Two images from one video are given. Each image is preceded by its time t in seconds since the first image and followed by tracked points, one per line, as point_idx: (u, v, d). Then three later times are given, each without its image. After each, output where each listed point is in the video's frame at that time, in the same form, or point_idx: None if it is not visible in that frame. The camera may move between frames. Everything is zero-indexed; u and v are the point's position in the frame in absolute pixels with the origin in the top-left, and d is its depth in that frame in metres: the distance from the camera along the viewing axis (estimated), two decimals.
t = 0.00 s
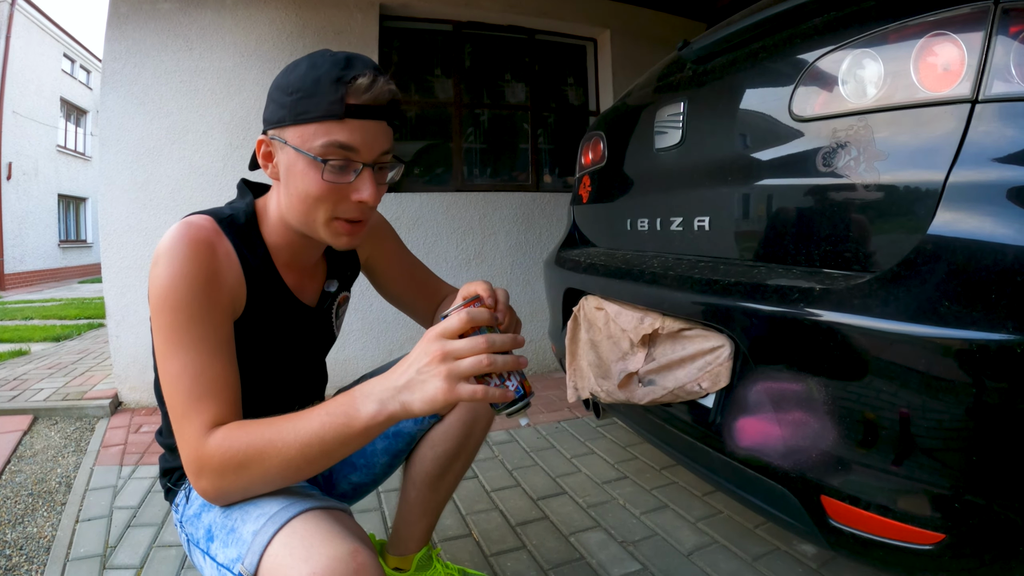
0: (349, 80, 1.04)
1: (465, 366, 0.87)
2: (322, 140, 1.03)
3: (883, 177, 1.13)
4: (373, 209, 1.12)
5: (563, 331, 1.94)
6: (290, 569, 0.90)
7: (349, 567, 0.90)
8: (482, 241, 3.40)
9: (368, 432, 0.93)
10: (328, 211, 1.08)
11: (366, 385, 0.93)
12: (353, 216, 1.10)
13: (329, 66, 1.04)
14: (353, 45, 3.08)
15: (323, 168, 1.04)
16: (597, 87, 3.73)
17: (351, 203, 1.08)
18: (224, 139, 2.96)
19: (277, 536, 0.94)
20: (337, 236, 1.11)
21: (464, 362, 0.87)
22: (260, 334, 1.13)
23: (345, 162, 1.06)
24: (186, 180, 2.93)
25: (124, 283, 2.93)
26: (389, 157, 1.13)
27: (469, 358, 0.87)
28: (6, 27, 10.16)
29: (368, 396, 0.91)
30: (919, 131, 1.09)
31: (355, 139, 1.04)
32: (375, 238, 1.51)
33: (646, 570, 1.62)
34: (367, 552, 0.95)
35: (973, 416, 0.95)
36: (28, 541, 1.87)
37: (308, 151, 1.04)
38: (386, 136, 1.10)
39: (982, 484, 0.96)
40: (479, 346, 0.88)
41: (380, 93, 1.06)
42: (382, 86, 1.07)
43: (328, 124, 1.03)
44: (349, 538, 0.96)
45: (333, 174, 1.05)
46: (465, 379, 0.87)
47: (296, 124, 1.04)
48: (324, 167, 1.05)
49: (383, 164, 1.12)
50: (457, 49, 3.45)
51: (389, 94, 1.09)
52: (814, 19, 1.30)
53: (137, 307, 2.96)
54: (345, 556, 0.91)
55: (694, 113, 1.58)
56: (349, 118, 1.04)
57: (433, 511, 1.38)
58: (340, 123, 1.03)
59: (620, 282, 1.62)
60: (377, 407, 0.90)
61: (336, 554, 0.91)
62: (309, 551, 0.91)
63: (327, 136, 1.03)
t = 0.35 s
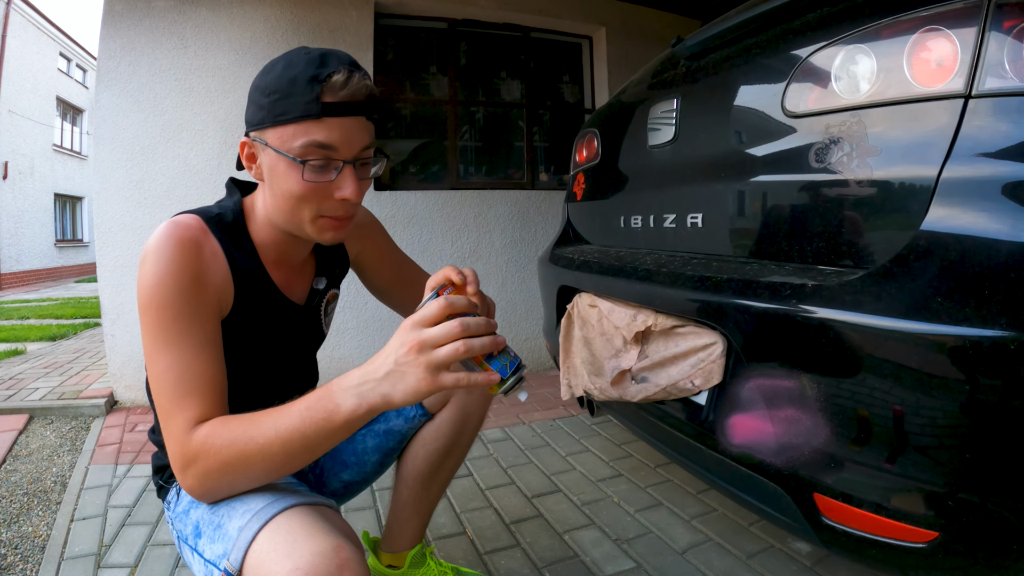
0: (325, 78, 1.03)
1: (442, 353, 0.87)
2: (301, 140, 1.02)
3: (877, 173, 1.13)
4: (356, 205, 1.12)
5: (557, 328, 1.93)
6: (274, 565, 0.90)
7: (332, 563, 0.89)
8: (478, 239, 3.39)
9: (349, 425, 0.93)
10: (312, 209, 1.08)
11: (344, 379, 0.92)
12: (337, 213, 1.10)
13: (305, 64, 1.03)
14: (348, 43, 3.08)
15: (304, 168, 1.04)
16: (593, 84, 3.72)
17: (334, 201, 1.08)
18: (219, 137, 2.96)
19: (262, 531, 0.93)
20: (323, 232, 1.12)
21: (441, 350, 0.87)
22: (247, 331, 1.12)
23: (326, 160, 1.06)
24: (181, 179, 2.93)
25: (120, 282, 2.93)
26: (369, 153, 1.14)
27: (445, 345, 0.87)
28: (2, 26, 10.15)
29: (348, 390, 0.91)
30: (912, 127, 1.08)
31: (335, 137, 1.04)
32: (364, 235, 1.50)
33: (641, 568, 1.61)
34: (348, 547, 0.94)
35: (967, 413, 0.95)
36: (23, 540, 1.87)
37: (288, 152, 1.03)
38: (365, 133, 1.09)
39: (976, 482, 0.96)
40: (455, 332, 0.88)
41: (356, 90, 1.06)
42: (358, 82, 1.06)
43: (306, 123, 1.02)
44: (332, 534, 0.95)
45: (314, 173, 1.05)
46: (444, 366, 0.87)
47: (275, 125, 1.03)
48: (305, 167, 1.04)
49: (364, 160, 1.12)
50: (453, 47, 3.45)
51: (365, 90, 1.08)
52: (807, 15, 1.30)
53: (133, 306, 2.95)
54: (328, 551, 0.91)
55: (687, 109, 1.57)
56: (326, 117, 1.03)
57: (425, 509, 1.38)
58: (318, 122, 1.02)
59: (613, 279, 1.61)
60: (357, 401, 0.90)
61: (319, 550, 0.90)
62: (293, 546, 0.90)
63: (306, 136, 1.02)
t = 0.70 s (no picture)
0: (303, 67, 1.02)
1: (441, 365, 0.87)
2: (278, 128, 1.02)
3: (873, 167, 1.13)
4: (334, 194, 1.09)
5: (555, 327, 1.93)
6: (268, 564, 0.89)
7: (325, 561, 0.89)
8: (475, 238, 3.39)
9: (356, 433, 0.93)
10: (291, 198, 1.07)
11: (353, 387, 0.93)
12: (315, 202, 1.09)
13: (285, 56, 1.03)
14: (344, 43, 3.08)
15: (281, 156, 1.04)
16: (589, 83, 3.72)
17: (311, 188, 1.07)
18: (216, 138, 2.95)
19: (255, 531, 0.93)
20: (301, 221, 1.10)
21: (438, 363, 0.87)
22: (241, 332, 1.12)
23: (304, 149, 1.05)
24: (178, 180, 2.93)
25: (117, 284, 2.93)
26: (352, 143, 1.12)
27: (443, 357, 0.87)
28: None
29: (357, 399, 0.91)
30: (908, 120, 1.08)
31: (311, 125, 1.03)
32: (357, 234, 1.50)
33: (640, 566, 1.61)
34: (341, 545, 0.94)
35: (966, 407, 0.94)
36: (21, 543, 1.87)
37: (266, 142, 1.04)
38: (345, 122, 1.08)
39: (976, 477, 0.95)
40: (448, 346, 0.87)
41: (334, 78, 1.04)
42: (336, 70, 1.05)
43: (285, 112, 1.02)
44: (325, 532, 0.95)
45: (292, 162, 1.05)
46: (443, 378, 0.87)
47: (254, 116, 1.04)
48: (282, 156, 1.04)
49: (345, 149, 1.11)
50: (449, 46, 3.44)
51: (345, 79, 1.06)
52: (802, 10, 1.30)
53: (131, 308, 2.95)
54: (321, 550, 0.90)
55: (683, 105, 1.57)
56: (304, 105, 1.03)
57: (423, 508, 1.38)
58: (295, 110, 1.02)
59: (610, 276, 1.61)
60: (350, 403, 0.90)
61: (312, 549, 0.90)
62: (286, 545, 0.90)
63: (283, 125, 1.02)
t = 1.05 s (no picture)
0: (300, 62, 1.09)
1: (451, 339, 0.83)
2: (269, 115, 1.09)
3: (877, 170, 1.13)
4: (318, 182, 1.08)
5: (559, 329, 1.94)
6: (292, 566, 0.89)
7: (348, 561, 0.90)
8: (478, 240, 3.40)
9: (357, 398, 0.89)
10: (276, 185, 1.09)
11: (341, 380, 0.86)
12: (299, 191, 1.08)
13: (290, 55, 1.12)
14: (347, 45, 3.08)
15: (271, 143, 1.09)
16: (592, 85, 3.73)
17: (292, 174, 1.07)
18: (220, 140, 2.96)
19: (278, 533, 0.93)
20: (285, 210, 1.08)
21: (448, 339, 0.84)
22: (253, 332, 1.12)
23: (292, 136, 1.08)
24: (182, 182, 2.94)
25: (121, 286, 2.93)
26: (347, 138, 1.12)
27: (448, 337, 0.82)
28: (3, 31, 10.18)
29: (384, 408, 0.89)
30: (913, 124, 1.08)
31: (297, 111, 1.07)
32: (366, 241, 1.51)
33: (644, 568, 1.61)
34: (366, 546, 0.95)
35: (971, 410, 0.95)
36: (27, 545, 1.87)
37: (261, 130, 1.10)
38: (336, 113, 1.09)
39: (981, 479, 0.96)
40: (444, 333, 0.80)
41: (327, 71, 1.09)
42: (332, 65, 1.10)
43: (278, 101, 1.09)
44: (346, 534, 0.96)
45: (279, 148, 1.08)
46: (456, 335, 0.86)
47: (258, 106, 1.13)
48: (272, 141, 1.09)
49: (338, 142, 1.11)
50: (452, 49, 3.45)
51: (340, 73, 1.10)
52: (807, 13, 1.30)
53: (135, 310, 2.96)
54: (345, 550, 0.91)
55: (687, 109, 1.58)
56: (294, 93, 1.08)
57: (428, 511, 1.38)
58: (285, 98, 1.08)
59: (615, 279, 1.61)
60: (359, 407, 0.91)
61: (336, 549, 0.91)
62: (310, 546, 0.91)
63: (273, 112, 1.08)
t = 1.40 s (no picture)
0: (304, 61, 1.10)
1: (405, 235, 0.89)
2: (272, 113, 1.09)
3: (875, 172, 1.13)
4: (320, 181, 1.08)
5: (557, 330, 1.94)
6: (283, 564, 0.89)
7: (342, 560, 0.90)
8: (477, 240, 3.40)
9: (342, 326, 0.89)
10: (278, 184, 1.08)
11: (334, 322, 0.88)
12: (301, 190, 1.08)
13: (294, 54, 1.12)
14: (347, 46, 3.09)
15: (273, 141, 1.09)
16: (592, 86, 3.73)
17: (294, 173, 1.07)
18: (219, 140, 2.96)
19: (271, 531, 0.93)
20: (286, 209, 1.08)
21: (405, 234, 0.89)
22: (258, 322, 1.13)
23: (294, 134, 1.08)
24: (181, 182, 2.94)
25: (120, 286, 2.93)
26: (350, 138, 1.12)
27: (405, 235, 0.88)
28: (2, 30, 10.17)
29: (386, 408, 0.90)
30: (911, 126, 1.09)
31: (300, 110, 1.07)
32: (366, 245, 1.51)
33: (642, 569, 1.61)
34: (358, 545, 0.95)
35: (967, 411, 0.95)
36: (25, 545, 1.87)
37: (263, 128, 1.10)
38: (339, 113, 1.09)
39: (978, 481, 0.96)
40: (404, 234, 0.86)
41: (331, 70, 1.10)
42: (336, 64, 1.10)
43: (281, 99, 1.09)
44: (340, 532, 0.96)
45: (281, 146, 1.08)
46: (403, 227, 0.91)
47: (261, 104, 1.13)
48: (274, 139, 1.09)
49: (341, 142, 1.11)
50: (452, 50, 3.45)
51: (344, 73, 1.11)
52: (805, 15, 1.30)
53: (134, 310, 2.96)
54: (337, 549, 0.91)
55: (686, 110, 1.58)
56: (298, 92, 1.09)
57: (426, 507, 1.38)
58: (289, 96, 1.09)
59: (613, 281, 1.62)
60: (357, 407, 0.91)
61: (327, 548, 0.91)
62: (302, 544, 0.91)
63: (276, 110, 1.08)
